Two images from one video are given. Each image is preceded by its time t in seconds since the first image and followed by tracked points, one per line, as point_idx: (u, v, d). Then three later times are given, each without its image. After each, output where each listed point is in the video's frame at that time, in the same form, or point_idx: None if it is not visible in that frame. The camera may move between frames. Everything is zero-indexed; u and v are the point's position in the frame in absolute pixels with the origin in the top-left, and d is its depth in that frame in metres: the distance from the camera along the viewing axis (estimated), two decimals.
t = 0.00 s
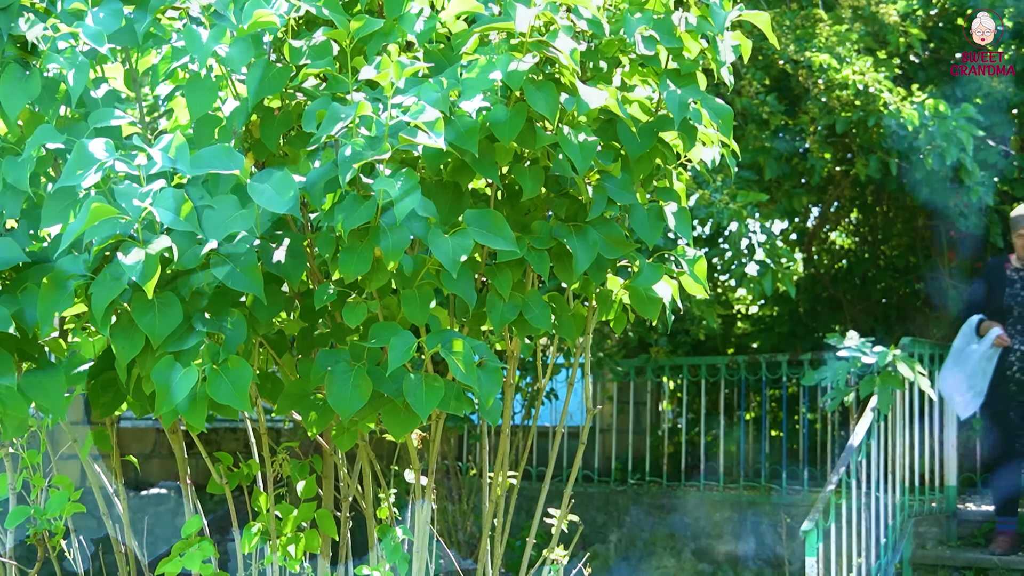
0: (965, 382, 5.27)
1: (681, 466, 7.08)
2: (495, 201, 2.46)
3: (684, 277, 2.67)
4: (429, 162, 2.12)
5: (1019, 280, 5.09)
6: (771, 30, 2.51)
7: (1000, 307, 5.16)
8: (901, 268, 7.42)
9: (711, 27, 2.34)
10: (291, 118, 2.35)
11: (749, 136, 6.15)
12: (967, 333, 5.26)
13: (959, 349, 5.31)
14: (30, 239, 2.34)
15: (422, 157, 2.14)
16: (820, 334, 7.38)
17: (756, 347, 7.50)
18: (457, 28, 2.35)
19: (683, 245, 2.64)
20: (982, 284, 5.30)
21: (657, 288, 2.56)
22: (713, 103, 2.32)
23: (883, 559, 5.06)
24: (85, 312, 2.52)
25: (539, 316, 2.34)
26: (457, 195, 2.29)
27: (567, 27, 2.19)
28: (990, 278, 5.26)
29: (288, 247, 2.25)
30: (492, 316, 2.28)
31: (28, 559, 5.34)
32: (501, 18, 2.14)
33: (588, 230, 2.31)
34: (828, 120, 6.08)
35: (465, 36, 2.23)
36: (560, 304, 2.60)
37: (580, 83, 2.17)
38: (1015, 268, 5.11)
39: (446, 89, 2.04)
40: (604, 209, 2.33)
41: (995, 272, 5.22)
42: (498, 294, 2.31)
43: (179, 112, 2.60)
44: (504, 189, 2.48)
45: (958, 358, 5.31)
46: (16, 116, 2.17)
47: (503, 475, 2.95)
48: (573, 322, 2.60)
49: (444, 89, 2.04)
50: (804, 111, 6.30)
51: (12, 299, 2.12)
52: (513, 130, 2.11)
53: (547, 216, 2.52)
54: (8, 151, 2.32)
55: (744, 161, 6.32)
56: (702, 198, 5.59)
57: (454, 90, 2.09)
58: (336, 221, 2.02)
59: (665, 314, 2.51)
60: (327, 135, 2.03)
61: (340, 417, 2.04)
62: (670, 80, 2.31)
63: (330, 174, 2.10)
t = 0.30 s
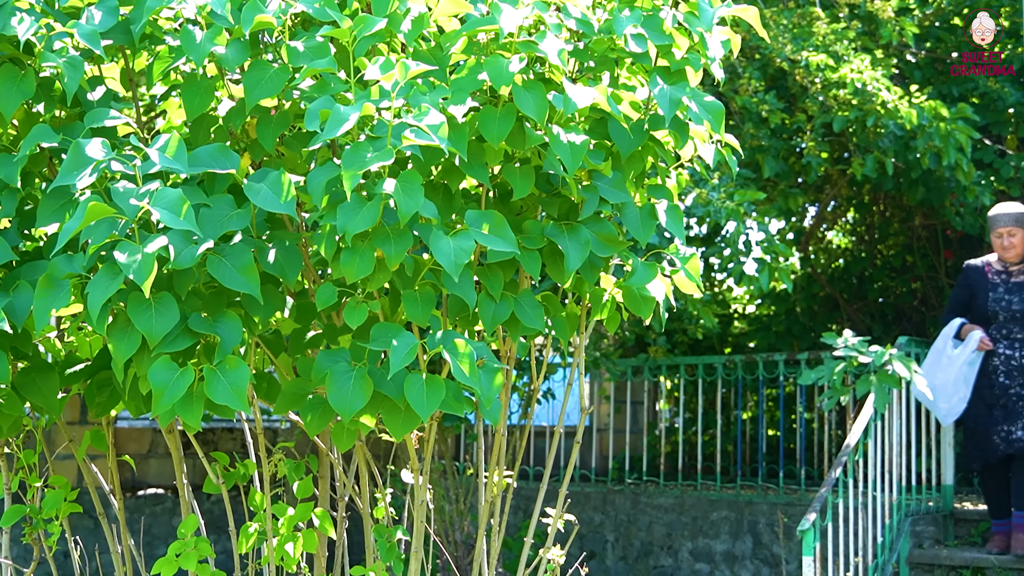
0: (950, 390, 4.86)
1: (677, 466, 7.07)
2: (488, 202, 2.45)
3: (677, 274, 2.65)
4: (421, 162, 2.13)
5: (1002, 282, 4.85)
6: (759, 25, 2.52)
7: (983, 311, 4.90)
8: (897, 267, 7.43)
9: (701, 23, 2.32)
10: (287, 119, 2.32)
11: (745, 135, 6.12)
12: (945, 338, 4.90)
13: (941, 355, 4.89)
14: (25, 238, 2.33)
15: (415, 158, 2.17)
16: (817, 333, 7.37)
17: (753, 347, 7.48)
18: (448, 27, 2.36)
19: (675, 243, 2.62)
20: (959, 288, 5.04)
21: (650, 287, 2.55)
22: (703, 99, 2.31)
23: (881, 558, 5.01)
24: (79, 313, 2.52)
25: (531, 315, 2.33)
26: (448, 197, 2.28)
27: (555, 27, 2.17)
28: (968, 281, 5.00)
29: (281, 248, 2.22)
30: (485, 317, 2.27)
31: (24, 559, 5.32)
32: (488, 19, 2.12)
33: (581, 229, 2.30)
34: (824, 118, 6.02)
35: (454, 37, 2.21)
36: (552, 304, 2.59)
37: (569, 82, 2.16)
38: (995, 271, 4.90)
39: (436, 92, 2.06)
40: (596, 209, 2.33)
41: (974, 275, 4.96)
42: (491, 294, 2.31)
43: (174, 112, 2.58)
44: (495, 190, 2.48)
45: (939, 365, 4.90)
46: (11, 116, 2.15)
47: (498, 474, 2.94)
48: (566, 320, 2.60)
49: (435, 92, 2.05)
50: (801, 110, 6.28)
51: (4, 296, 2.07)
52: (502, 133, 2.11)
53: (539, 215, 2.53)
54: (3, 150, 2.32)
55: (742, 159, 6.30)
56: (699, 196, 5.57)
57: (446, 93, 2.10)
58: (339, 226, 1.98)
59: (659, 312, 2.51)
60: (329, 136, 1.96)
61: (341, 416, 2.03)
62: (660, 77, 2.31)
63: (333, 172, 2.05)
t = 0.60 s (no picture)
0: (937, 411, 4.69)
1: (676, 466, 7.06)
2: (491, 203, 2.45)
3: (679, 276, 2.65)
4: (427, 163, 2.13)
5: (1003, 302, 4.65)
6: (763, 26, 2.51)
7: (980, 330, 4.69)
8: (896, 268, 7.44)
9: (705, 25, 2.30)
10: (285, 121, 2.31)
11: (744, 135, 6.11)
12: (939, 359, 4.73)
13: (933, 375, 4.72)
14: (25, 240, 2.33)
15: (420, 159, 2.17)
16: (816, 334, 7.37)
17: (751, 347, 7.48)
18: (448, 29, 2.34)
19: (677, 244, 2.62)
20: (959, 306, 4.85)
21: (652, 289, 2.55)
22: (707, 102, 2.33)
23: (880, 558, 5.02)
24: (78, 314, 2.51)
25: (536, 316, 2.33)
26: (453, 197, 2.27)
27: (563, 28, 2.17)
28: (968, 299, 4.81)
29: (281, 249, 2.22)
30: (489, 318, 2.27)
31: (22, 560, 5.32)
32: (496, 20, 2.11)
33: (585, 231, 2.30)
34: (823, 119, 6.02)
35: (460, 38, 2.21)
36: (555, 306, 2.58)
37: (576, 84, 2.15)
38: (996, 292, 4.69)
39: (443, 94, 2.06)
40: (601, 210, 2.33)
41: (975, 295, 4.77)
42: (497, 296, 2.30)
43: (174, 113, 2.58)
44: (498, 191, 2.47)
45: (930, 385, 4.73)
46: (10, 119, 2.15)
47: (498, 475, 2.93)
48: (568, 322, 2.58)
49: (442, 94, 2.06)
50: (799, 110, 6.30)
51: (5, 300, 2.07)
52: (509, 135, 2.11)
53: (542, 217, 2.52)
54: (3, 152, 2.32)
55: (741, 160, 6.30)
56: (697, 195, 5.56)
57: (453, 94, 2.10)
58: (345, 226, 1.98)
59: (661, 314, 2.50)
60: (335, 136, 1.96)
61: (345, 417, 2.02)
62: (665, 79, 2.31)
63: (338, 175, 2.04)
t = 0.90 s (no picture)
0: (946, 431, 4.44)
1: (675, 466, 7.06)
2: (495, 202, 2.44)
3: (683, 278, 2.64)
4: (433, 162, 2.13)
5: (1008, 315, 4.42)
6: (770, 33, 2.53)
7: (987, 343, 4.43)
8: (894, 268, 7.45)
9: (715, 29, 2.33)
10: (284, 119, 2.31)
11: (743, 135, 6.11)
12: (943, 375, 4.46)
13: (941, 394, 4.44)
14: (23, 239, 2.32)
15: (426, 158, 2.16)
16: (814, 333, 7.38)
17: (750, 346, 7.48)
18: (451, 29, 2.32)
19: (682, 245, 2.60)
20: (956, 319, 4.58)
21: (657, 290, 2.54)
22: (715, 104, 2.33)
23: (878, 558, 5.03)
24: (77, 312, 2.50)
25: (539, 316, 2.32)
26: (459, 197, 2.26)
27: (572, 30, 2.16)
28: (968, 311, 4.54)
29: (283, 248, 2.22)
30: (492, 318, 2.27)
31: (20, 559, 5.32)
32: (506, 20, 2.10)
33: (589, 232, 2.29)
34: (821, 119, 6.02)
35: (469, 38, 2.20)
36: (559, 306, 2.58)
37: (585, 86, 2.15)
38: (999, 304, 4.45)
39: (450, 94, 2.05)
40: (606, 210, 2.33)
41: (977, 307, 4.50)
42: (500, 295, 2.29)
43: (173, 112, 2.58)
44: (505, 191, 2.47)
45: (937, 404, 4.45)
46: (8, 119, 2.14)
47: (498, 475, 2.91)
48: (572, 322, 2.58)
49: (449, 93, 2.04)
50: (797, 110, 6.30)
51: (5, 299, 2.07)
52: (516, 134, 2.10)
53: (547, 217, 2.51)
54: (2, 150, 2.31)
55: (739, 159, 6.30)
56: (696, 194, 5.57)
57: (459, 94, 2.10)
58: (347, 224, 1.98)
59: (665, 316, 2.48)
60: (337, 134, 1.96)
61: (345, 415, 2.02)
62: (673, 81, 2.29)
63: (340, 174, 2.04)
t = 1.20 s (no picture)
0: (943, 449, 4.21)
1: (674, 467, 7.06)
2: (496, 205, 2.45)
3: (684, 280, 2.63)
4: (434, 165, 2.13)
5: (1006, 333, 4.23)
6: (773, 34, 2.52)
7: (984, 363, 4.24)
8: (893, 270, 7.45)
9: (715, 31, 2.31)
10: (287, 121, 2.31)
11: (742, 137, 6.11)
12: (942, 391, 4.24)
13: (939, 411, 4.22)
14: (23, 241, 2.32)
15: (427, 161, 2.16)
16: (813, 335, 7.38)
17: (749, 348, 7.49)
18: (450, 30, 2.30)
19: (683, 247, 2.60)
20: (950, 335, 4.37)
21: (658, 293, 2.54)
22: (716, 106, 2.33)
23: (877, 560, 5.03)
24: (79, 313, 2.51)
25: (539, 319, 2.32)
26: (459, 200, 2.26)
27: (573, 35, 2.16)
28: (962, 328, 4.33)
29: (285, 250, 2.22)
30: (492, 320, 2.27)
31: (19, 560, 5.31)
32: (506, 24, 2.10)
33: (589, 235, 2.29)
34: (821, 121, 6.03)
35: (471, 41, 2.21)
36: (559, 308, 2.58)
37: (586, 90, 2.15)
38: (995, 321, 4.26)
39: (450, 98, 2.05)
40: (606, 213, 2.33)
41: (973, 325, 4.29)
42: (500, 298, 2.29)
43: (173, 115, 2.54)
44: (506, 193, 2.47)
45: (934, 421, 4.23)
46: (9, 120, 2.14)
47: (498, 477, 2.92)
48: (574, 324, 2.58)
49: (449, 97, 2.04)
50: (797, 112, 6.31)
51: (7, 298, 2.07)
52: (516, 138, 2.10)
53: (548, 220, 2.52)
54: (4, 151, 2.31)
55: (739, 161, 6.30)
56: (695, 196, 5.57)
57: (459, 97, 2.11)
58: (347, 226, 1.98)
59: (666, 319, 2.47)
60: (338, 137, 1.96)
61: (345, 418, 2.02)
62: (674, 84, 2.29)
63: (341, 177, 2.04)
